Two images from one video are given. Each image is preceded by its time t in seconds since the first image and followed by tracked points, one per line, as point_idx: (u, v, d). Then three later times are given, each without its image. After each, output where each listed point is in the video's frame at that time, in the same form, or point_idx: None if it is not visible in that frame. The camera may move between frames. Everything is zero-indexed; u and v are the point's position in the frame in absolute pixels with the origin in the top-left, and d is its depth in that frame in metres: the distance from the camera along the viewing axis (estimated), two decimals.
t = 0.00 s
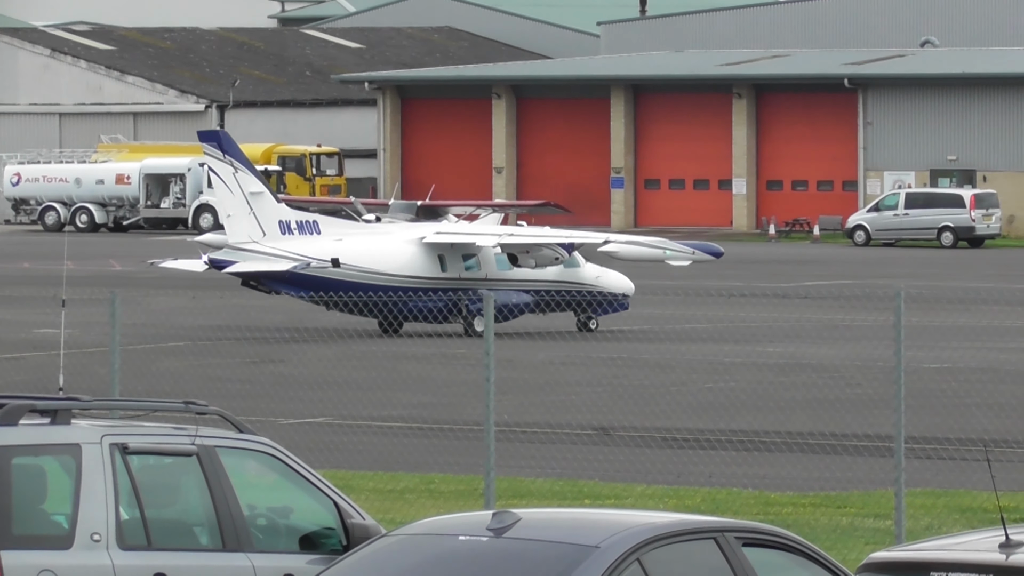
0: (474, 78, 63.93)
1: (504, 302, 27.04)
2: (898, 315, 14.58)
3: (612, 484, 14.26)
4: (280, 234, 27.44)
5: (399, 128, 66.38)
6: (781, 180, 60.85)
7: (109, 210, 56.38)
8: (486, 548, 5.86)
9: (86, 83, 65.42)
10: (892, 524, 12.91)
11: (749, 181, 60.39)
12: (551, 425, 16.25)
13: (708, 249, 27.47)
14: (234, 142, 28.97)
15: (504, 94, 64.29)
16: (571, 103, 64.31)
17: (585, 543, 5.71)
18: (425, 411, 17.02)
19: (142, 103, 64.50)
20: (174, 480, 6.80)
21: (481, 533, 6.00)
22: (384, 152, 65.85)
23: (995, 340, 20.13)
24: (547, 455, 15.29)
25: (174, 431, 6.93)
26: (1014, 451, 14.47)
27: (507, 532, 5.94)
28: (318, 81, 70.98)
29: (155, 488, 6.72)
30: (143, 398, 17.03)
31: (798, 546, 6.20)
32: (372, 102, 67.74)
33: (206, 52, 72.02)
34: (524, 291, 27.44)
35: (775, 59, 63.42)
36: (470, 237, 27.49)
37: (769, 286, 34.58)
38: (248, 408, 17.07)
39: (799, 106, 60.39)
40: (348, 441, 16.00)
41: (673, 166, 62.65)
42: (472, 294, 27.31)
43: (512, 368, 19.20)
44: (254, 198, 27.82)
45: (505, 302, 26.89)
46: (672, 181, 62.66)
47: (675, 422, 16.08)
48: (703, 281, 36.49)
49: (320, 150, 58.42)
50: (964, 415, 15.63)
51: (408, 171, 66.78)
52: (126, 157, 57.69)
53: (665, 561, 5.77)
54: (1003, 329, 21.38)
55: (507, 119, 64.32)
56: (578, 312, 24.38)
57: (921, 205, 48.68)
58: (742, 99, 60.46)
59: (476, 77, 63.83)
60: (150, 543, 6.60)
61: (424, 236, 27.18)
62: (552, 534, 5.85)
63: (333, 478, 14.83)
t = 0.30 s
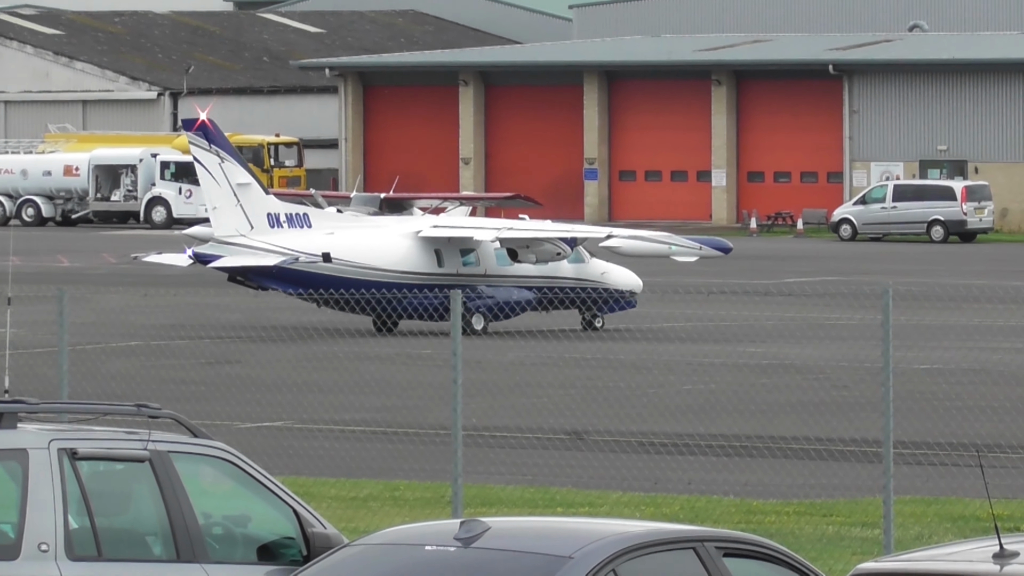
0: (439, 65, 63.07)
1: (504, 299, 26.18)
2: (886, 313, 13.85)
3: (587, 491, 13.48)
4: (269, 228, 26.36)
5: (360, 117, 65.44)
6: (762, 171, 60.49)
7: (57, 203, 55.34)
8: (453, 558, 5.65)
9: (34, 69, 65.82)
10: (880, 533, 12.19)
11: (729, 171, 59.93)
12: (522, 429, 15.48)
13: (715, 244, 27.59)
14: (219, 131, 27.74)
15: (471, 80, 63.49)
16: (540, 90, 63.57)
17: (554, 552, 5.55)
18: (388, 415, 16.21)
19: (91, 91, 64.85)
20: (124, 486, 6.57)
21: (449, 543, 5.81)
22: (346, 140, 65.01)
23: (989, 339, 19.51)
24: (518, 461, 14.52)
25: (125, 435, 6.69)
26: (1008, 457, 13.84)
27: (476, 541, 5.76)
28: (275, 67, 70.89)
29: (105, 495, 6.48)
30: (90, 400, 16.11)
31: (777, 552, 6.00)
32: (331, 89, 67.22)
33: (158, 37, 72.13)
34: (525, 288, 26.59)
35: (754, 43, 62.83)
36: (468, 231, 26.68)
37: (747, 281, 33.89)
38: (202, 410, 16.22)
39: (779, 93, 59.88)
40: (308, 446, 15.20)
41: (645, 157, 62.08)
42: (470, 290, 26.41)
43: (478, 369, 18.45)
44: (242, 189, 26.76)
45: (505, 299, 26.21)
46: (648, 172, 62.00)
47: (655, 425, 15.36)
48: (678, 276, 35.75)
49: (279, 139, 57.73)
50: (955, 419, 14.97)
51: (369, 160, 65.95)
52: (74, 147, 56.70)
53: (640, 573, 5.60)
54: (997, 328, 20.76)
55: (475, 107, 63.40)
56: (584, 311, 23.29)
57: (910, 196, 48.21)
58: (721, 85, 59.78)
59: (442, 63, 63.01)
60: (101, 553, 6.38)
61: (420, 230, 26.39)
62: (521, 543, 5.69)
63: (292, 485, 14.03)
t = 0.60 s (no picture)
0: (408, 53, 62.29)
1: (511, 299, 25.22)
2: (878, 314, 13.12)
3: (563, 503, 12.72)
4: (263, 226, 25.56)
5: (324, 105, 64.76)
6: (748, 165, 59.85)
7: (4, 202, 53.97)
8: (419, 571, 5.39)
9: None
10: (873, 546, 11.44)
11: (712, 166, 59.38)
12: (495, 436, 14.69)
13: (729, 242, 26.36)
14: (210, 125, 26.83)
15: (441, 70, 62.90)
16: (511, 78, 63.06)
17: (531, 568, 5.25)
18: (354, 423, 15.39)
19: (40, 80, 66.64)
20: (77, 499, 6.35)
21: (417, 556, 5.52)
22: (309, 133, 64.40)
23: (992, 343, 18.79)
24: (492, 470, 13.74)
25: (77, 444, 6.47)
26: (1007, 466, 13.13)
27: (445, 556, 5.47)
28: (235, 55, 70.69)
29: (54, 508, 6.27)
30: (40, 405, 15.19)
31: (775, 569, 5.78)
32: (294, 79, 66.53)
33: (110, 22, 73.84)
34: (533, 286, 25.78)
35: (739, 30, 62.25)
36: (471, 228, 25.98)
37: (730, 282, 33.13)
38: (157, 418, 15.40)
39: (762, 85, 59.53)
40: (270, 454, 14.39)
41: (624, 151, 61.47)
42: (473, 289, 25.69)
43: (453, 375, 17.61)
44: (233, 185, 25.89)
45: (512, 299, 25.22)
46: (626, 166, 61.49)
47: (637, 433, 14.60)
48: (658, 275, 34.97)
49: (238, 132, 57.01)
50: (953, 426, 14.24)
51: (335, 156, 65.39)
52: (23, 140, 56.16)
53: None
54: (998, 331, 20.06)
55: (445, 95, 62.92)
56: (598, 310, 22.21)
57: (904, 191, 47.41)
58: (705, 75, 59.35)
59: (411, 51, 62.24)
60: (49, 567, 6.20)
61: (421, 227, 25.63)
62: (502, 559, 5.37)
63: (253, 496, 13.21)
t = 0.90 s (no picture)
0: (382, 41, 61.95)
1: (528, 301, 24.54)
2: (878, 318, 12.40)
3: (548, 516, 12.00)
4: (266, 223, 24.71)
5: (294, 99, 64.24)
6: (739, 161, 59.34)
7: None
8: None
9: None
10: (873, 563, 10.71)
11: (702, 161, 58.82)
12: (472, 447, 13.95)
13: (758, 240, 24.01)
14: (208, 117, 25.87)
15: (417, 60, 62.33)
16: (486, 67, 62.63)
17: None
18: (328, 433, 14.63)
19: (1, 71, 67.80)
20: (32, 513, 5.81)
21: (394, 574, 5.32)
22: (278, 127, 63.82)
23: (991, 347, 18.11)
24: (473, 482, 13.00)
25: (32, 455, 5.95)
26: (1014, 478, 12.46)
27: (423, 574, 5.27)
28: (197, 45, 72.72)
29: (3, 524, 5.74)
30: None
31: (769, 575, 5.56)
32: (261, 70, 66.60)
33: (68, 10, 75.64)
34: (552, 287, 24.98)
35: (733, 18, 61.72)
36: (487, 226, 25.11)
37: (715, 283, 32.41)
38: (118, 427, 14.59)
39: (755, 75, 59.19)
40: (238, 466, 13.60)
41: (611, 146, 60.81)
42: (489, 291, 24.80)
43: (429, 381, 16.85)
44: (234, 180, 25.01)
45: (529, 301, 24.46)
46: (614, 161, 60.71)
47: (621, 443, 13.91)
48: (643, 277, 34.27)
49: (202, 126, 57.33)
50: (958, 436, 13.55)
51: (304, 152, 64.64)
52: None
53: None
54: (997, 334, 19.39)
55: (421, 85, 62.35)
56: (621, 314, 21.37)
57: (906, 188, 46.65)
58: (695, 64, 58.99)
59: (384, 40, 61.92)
60: None
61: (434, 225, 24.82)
62: None
63: (220, 510, 12.42)
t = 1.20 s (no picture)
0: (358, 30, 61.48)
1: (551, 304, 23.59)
2: (883, 321, 11.67)
3: (532, 531, 11.26)
4: (273, 222, 23.84)
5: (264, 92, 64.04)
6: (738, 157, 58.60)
7: None
8: None
9: None
10: None
11: (697, 156, 58.18)
12: (456, 458, 13.23)
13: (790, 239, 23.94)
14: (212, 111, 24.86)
15: (394, 51, 61.92)
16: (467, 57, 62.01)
17: None
18: (300, 444, 13.88)
19: None
20: None
21: None
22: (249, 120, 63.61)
23: (996, 354, 17.44)
24: (453, 495, 12.26)
25: None
26: None
27: None
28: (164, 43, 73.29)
29: None
30: None
31: None
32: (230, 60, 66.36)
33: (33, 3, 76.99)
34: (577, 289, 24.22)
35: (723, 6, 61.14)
36: (507, 226, 24.37)
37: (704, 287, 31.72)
38: (79, 438, 13.84)
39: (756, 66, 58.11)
40: (206, 479, 12.85)
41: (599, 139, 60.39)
42: (510, 293, 24.11)
43: (407, 390, 16.11)
44: (239, 177, 24.00)
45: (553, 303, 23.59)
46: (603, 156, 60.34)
47: (609, 455, 13.23)
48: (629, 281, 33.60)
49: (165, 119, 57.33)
50: (970, 447, 12.90)
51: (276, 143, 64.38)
52: None
53: None
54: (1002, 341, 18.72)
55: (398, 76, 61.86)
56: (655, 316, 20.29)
57: (911, 185, 45.68)
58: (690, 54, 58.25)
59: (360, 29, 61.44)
60: None
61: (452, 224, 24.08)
62: None
63: (186, 526, 11.66)
